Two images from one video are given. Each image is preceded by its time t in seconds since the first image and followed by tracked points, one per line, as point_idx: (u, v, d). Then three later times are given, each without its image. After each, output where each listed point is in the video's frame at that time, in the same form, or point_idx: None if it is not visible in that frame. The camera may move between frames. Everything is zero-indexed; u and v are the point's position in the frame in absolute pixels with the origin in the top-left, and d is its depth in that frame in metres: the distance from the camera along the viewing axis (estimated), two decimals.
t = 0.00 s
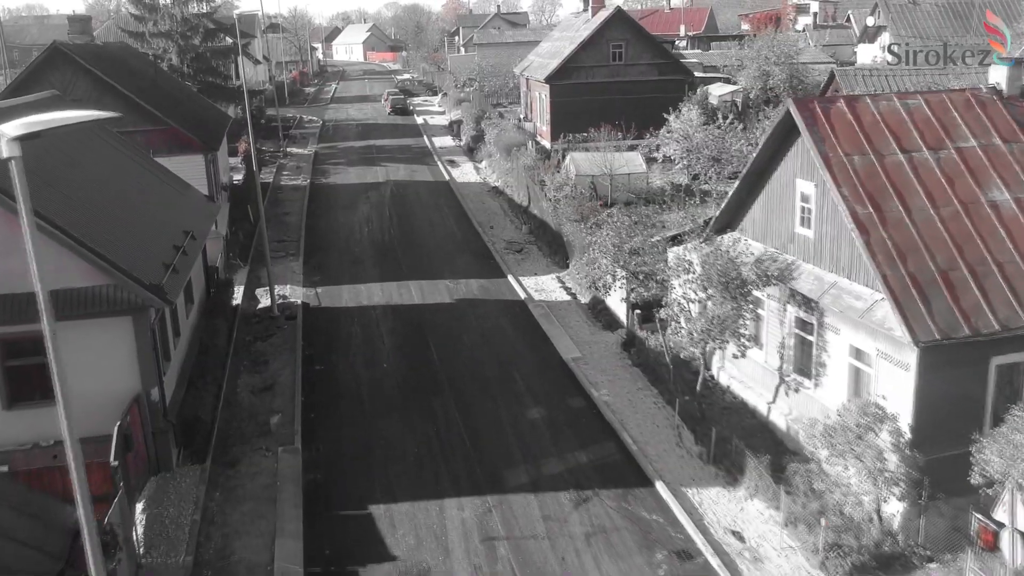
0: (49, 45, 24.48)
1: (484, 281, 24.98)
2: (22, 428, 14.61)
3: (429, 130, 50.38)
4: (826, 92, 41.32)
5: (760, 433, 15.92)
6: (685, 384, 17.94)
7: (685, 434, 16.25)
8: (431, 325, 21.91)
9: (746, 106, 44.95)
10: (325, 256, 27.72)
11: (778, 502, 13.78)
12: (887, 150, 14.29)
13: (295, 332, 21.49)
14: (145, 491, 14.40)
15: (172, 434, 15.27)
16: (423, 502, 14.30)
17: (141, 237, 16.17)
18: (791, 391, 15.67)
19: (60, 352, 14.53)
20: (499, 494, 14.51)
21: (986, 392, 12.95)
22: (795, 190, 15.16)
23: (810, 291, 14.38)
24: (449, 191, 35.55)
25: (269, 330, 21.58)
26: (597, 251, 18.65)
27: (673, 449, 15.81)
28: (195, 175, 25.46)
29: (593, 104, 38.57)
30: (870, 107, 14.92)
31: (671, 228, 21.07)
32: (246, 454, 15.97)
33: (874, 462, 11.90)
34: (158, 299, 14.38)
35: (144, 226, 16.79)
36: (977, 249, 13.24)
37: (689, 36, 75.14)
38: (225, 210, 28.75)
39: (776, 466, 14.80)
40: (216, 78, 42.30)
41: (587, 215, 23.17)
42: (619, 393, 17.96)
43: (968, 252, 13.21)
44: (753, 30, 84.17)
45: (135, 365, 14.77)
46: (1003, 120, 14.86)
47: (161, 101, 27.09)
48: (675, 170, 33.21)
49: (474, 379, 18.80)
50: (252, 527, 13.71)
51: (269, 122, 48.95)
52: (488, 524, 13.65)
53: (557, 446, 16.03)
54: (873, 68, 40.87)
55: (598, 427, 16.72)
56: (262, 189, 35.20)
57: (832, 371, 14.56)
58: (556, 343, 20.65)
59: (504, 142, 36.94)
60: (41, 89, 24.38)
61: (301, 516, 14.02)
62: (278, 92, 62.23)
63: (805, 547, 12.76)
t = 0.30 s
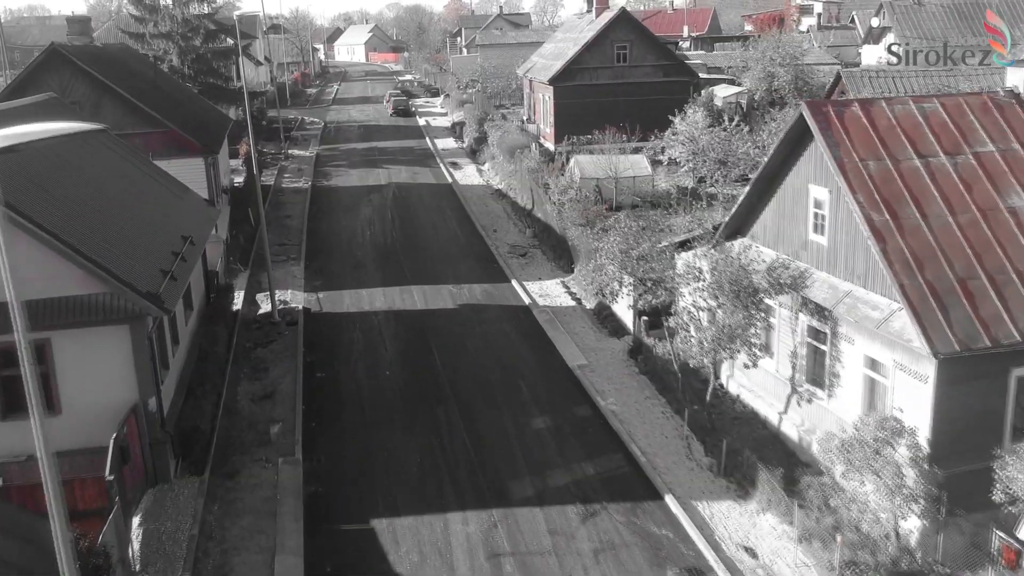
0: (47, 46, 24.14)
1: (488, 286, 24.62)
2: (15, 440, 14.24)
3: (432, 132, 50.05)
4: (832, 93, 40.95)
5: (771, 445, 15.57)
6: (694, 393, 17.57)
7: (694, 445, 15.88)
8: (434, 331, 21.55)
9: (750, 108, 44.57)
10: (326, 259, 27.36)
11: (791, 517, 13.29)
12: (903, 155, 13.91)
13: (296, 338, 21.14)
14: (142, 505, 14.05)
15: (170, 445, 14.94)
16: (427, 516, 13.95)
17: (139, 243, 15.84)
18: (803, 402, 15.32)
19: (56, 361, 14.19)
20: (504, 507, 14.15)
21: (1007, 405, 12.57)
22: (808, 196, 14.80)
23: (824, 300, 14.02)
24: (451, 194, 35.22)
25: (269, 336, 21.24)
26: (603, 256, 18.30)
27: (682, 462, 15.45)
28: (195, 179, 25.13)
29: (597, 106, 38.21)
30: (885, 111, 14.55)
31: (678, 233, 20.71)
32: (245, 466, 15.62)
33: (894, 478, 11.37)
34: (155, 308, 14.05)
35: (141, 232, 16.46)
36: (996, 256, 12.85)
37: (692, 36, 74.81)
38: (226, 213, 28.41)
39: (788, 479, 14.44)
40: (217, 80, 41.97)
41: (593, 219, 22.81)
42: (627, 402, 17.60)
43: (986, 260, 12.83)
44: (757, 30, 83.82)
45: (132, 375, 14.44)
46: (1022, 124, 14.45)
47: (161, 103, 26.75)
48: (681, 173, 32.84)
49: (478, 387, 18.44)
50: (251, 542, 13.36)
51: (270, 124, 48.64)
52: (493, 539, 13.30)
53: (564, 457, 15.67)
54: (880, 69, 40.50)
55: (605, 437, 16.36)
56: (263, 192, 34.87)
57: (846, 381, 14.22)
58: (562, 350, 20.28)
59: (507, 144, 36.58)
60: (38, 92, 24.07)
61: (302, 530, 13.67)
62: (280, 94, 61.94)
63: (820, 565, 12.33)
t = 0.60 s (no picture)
0: (44, 48, 23.77)
1: (492, 292, 24.25)
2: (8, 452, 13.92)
3: (434, 134, 49.69)
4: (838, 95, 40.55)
5: (783, 457, 15.20)
6: (703, 402, 17.19)
7: (704, 457, 15.50)
8: (436, 338, 21.17)
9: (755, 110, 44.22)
10: (327, 264, 26.99)
11: (805, 534, 12.96)
12: (919, 161, 13.52)
13: (296, 346, 20.78)
14: (137, 520, 13.68)
15: (167, 458, 14.58)
16: (430, 531, 13.57)
17: (134, 250, 15.47)
18: (816, 414, 14.94)
19: (49, 372, 13.83)
20: (509, 523, 13.78)
21: None
22: (822, 203, 14.42)
23: (838, 310, 13.63)
24: (454, 197, 34.87)
25: (269, 343, 20.88)
26: (610, 263, 17.94)
27: (691, 475, 15.07)
28: (194, 182, 24.70)
29: (601, 109, 37.85)
30: (901, 116, 14.15)
31: (686, 238, 20.32)
32: (244, 479, 15.25)
33: (914, 497, 10.97)
34: (151, 317, 13.68)
35: (137, 238, 16.09)
36: (1017, 266, 12.45)
37: (695, 38, 74.50)
38: (225, 217, 28.06)
39: (801, 494, 14.04)
40: (217, 81, 41.63)
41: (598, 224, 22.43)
42: (634, 412, 17.22)
43: (1007, 270, 12.43)
44: (759, 32, 83.50)
45: (127, 386, 14.08)
46: None
47: (160, 105, 26.38)
48: (686, 176, 32.46)
49: (482, 396, 18.06)
50: (248, 559, 12.98)
51: (271, 126, 48.32)
52: (498, 556, 12.92)
53: (570, 470, 15.29)
54: (886, 72, 40.10)
55: (612, 449, 15.99)
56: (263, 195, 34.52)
57: (861, 394, 13.84)
58: (567, 357, 19.90)
59: (511, 147, 36.22)
60: (35, 95, 23.72)
61: (301, 547, 13.30)
62: (281, 95, 61.62)
63: None
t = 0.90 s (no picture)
0: (41, 49, 23.41)
1: (495, 297, 23.87)
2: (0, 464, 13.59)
3: (436, 135, 49.31)
4: (844, 97, 40.09)
5: (794, 470, 14.81)
6: (711, 412, 16.79)
7: (713, 470, 15.11)
8: (439, 345, 20.79)
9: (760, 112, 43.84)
10: (329, 268, 26.63)
11: (819, 551, 12.53)
12: (937, 167, 13.13)
13: (296, 352, 20.42)
14: (132, 534, 13.32)
15: (163, 470, 14.21)
16: (432, 547, 13.20)
17: (130, 257, 15.10)
18: (828, 425, 14.55)
19: (42, 382, 13.48)
20: (514, 538, 13.40)
21: None
22: (835, 210, 14.03)
23: (852, 319, 13.24)
24: (456, 200, 34.50)
25: (269, 350, 20.51)
26: (617, 270, 17.57)
27: (700, 488, 14.68)
28: (193, 186, 24.32)
29: (605, 110, 37.46)
30: (917, 120, 13.75)
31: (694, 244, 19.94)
32: (242, 491, 14.88)
33: (934, 516, 10.57)
34: (146, 326, 13.30)
35: (133, 244, 15.73)
36: None
37: (698, 39, 74.10)
38: (225, 220, 27.70)
39: (814, 509, 13.64)
40: (218, 82, 41.30)
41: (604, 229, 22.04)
42: (641, 422, 16.83)
43: None
44: (763, 33, 83.08)
45: (122, 397, 13.72)
46: None
47: (159, 107, 26.01)
48: (691, 178, 32.07)
49: (485, 405, 17.68)
50: None
51: (272, 127, 47.98)
52: (502, 573, 12.55)
53: (576, 482, 14.91)
54: (894, 73, 39.70)
55: (619, 460, 15.60)
56: (264, 197, 34.17)
57: (876, 406, 13.45)
58: (572, 365, 19.52)
59: (514, 149, 35.83)
60: (32, 96, 23.37)
61: (300, 563, 12.91)
62: (282, 96, 61.25)
63: None
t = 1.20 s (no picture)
0: (36, 50, 23.05)
1: (498, 303, 23.47)
2: None
3: (437, 137, 48.90)
4: (850, 99, 39.74)
5: (806, 485, 14.41)
6: (720, 423, 16.40)
7: (722, 483, 14.73)
8: (440, 353, 20.41)
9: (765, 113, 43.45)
10: (329, 273, 26.24)
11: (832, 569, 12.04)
12: (955, 173, 12.72)
13: (295, 360, 20.05)
14: (125, 551, 12.93)
15: (157, 484, 13.82)
16: (433, 566, 12.81)
17: (124, 265, 14.72)
18: (841, 438, 14.15)
19: (32, 394, 13.09)
20: (518, 556, 13.01)
21: None
22: (849, 217, 13.63)
23: (867, 330, 12.84)
24: (458, 203, 34.10)
25: (267, 357, 20.13)
26: (623, 277, 17.19)
27: (710, 502, 14.27)
28: (191, 189, 23.95)
29: (608, 112, 37.06)
30: (934, 124, 13.34)
31: (701, 250, 19.54)
32: (238, 505, 14.49)
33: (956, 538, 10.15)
34: (139, 337, 12.92)
35: (127, 251, 15.34)
36: None
37: (701, 40, 73.68)
38: (224, 224, 27.35)
39: (828, 525, 13.23)
40: (217, 83, 40.95)
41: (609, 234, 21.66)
42: (647, 433, 16.44)
43: None
44: (766, 34, 82.71)
45: (115, 410, 13.33)
46: None
47: (156, 109, 25.63)
48: (696, 181, 31.66)
49: (488, 415, 17.30)
50: None
51: (273, 128, 47.61)
52: None
53: (581, 497, 14.52)
54: (900, 74, 39.26)
55: (626, 473, 15.21)
56: (263, 200, 33.79)
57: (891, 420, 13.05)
58: (576, 373, 19.13)
59: (516, 151, 35.41)
60: (27, 98, 23.01)
61: None
62: (283, 97, 60.88)
63: None
